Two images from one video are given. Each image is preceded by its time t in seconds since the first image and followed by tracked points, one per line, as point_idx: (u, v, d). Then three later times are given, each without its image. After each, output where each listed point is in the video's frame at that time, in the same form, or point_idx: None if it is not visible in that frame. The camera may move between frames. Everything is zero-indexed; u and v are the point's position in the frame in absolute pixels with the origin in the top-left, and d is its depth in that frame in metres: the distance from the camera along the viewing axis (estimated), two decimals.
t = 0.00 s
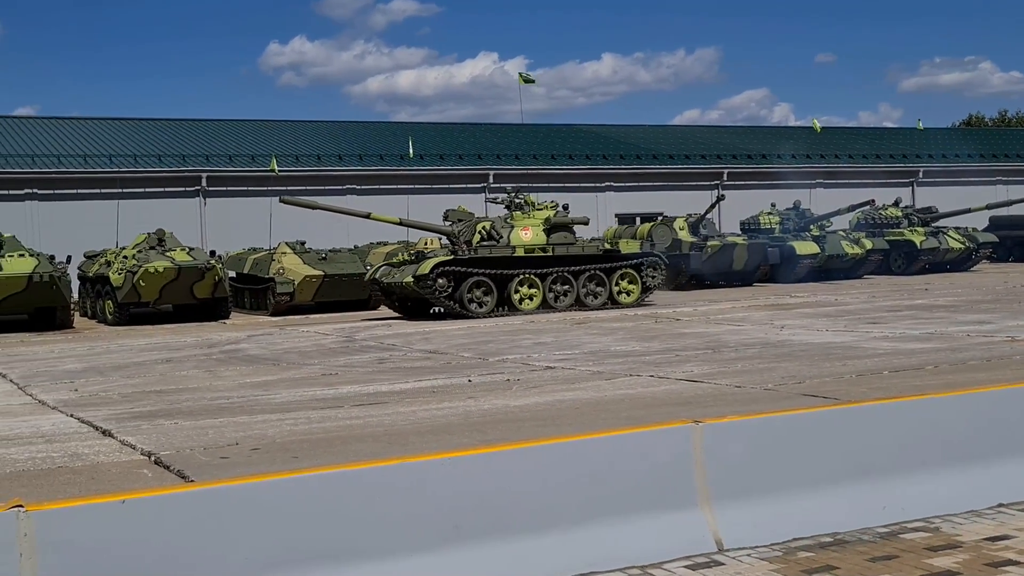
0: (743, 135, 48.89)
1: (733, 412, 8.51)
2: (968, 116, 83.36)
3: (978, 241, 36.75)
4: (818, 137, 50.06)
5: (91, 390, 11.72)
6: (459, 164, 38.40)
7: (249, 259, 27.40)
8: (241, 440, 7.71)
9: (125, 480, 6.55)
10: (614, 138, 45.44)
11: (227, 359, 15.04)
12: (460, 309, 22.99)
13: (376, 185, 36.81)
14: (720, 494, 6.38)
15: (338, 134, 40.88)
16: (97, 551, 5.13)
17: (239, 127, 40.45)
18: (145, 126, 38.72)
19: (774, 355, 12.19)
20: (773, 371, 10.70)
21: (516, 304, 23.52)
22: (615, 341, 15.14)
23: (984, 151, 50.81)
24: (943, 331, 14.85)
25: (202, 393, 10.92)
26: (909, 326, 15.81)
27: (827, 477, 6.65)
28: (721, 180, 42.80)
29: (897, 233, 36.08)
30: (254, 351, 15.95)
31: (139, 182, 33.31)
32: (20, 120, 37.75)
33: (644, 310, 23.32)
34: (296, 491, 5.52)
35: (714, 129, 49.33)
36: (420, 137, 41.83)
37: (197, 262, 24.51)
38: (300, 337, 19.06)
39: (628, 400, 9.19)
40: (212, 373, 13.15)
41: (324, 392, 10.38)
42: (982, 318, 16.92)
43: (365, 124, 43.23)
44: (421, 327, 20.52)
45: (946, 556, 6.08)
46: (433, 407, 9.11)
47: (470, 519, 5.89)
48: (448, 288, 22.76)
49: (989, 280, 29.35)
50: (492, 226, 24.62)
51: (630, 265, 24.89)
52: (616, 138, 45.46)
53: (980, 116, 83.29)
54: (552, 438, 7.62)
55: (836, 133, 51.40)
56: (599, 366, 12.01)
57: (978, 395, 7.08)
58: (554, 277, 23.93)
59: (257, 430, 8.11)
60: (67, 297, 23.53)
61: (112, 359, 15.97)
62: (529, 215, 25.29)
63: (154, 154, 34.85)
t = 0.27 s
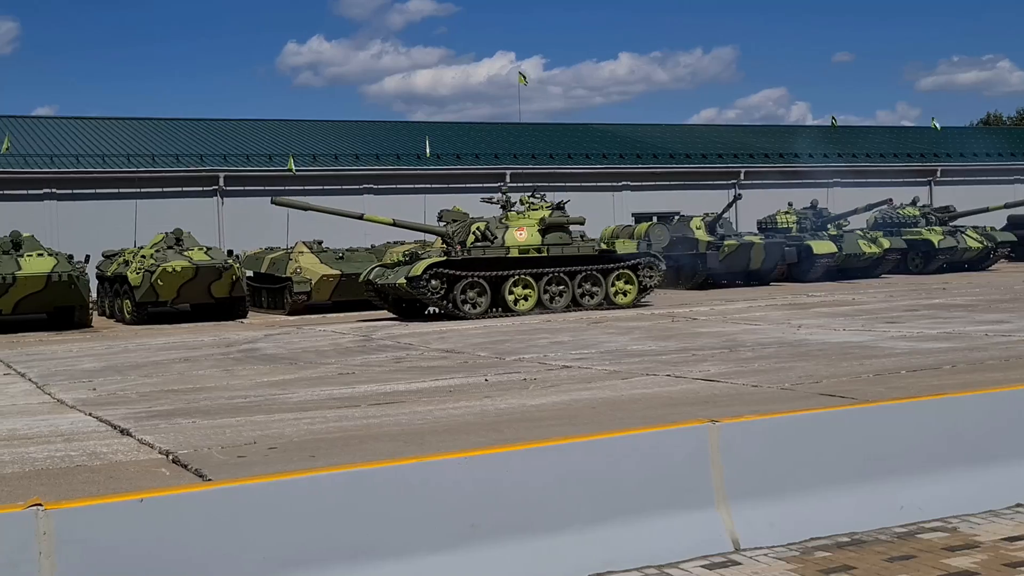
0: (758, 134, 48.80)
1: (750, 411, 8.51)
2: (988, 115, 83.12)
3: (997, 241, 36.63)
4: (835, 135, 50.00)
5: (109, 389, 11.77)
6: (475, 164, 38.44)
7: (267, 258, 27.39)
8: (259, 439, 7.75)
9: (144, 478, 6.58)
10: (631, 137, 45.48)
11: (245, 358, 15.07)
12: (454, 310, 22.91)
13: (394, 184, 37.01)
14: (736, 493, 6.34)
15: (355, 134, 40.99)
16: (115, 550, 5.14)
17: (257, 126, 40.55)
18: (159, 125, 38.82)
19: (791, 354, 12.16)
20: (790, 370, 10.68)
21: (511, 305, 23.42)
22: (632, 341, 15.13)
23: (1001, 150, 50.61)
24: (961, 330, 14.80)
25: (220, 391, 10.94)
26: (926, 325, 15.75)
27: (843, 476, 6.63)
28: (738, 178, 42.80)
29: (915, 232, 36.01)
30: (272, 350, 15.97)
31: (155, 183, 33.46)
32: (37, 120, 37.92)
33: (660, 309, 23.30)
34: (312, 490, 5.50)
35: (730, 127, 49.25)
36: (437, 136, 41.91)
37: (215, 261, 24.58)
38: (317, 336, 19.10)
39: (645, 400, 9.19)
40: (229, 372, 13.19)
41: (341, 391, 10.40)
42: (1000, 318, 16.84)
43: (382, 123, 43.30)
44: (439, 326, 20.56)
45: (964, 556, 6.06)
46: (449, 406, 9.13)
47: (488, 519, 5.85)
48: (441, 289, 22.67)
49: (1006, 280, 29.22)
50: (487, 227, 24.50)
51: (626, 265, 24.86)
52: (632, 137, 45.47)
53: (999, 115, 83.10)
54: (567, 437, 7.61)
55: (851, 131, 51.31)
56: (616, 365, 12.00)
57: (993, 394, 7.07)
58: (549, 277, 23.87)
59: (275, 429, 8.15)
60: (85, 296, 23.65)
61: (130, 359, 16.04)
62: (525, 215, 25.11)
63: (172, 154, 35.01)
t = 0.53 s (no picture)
0: (778, 134, 48.85)
1: (769, 412, 8.52)
2: (1013, 115, 82.76)
3: (1019, 241, 36.47)
4: (856, 135, 49.98)
5: (133, 389, 11.87)
6: (494, 164, 38.57)
7: (287, 258, 27.48)
8: (280, 438, 7.83)
9: (166, 477, 6.66)
10: (652, 137, 45.67)
11: (267, 357, 15.12)
12: (450, 312, 22.87)
13: (415, 183, 37.20)
14: (757, 493, 6.32)
15: (376, 134, 41.25)
16: (136, 551, 5.06)
17: (280, 126, 40.82)
18: (176, 126, 38.98)
19: (812, 354, 12.13)
20: (812, 370, 10.67)
21: (508, 307, 23.33)
22: (654, 341, 15.13)
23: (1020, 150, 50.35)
24: (985, 330, 14.73)
25: (242, 391, 11.02)
26: (949, 325, 15.69)
27: (863, 476, 6.62)
28: (759, 178, 42.86)
29: (937, 231, 35.94)
30: (293, 350, 16.02)
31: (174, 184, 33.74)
32: (60, 120, 38.34)
33: (679, 309, 23.29)
34: (335, 488, 5.43)
35: (750, 128, 49.32)
36: (457, 137, 42.07)
37: (236, 261, 24.67)
38: (338, 336, 19.16)
39: (666, 399, 9.20)
40: (251, 371, 13.26)
41: (362, 391, 10.46)
42: None
43: (403, 124, 43.53)
44: (461, 326, 20.65)
45: (984, 557, 6.05)
46: (470, 406, 9.18)
47: (509, 519, 5.79)
48: (437, 291, 22.62)
49: None
50: (484, 228, 24.41)
51: (626, 265, 24.74)
52: (652, 137, 45.63)
53: None
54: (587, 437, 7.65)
55: (870, 131, 51.29)
56: (637, 365, 12.00)
57: (1013, 395, 7.04)
58: (547, 278, 23.75)
59: (296, 429, 8.23)
60: (107, 296, 23.74)
61: (153, 358, 16.14)
62: (523, 216, 24.98)
63: (194, 154, 35.33)
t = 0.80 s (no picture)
0: (802, 134, 48.80)
1: (792, 412, 8.53)
2: None
3: None
4: (881, 135, 49.89)
5: (160, 388, 12.00)
6: (518, 164, 38.73)
7: (312, 258, 27.59)
8: (305, 438, 7.92)
9: (193, 476, 6.75)
10: (676, 137, 45.83)
11: (292, 357, 15.19)
12: (449, 314, 22.68)
13: (440, 183, 37.39)
14: (781, 494, 6.31)
15: (402, 134, 41.52)
16: (162, 549, 5.08)
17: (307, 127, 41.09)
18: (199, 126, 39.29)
19: (837, 355, 12.07)
20: (837, 371, 10.63)
21: (509, 309, 23.18)
22: (678, 341, 15.10)
23: None
24: (1014, 331, 14.62)
25: (267, 390, 11.11)
26: (977, 326, 15.58)
27: (887, 478, 6.58)
28: (784, 178, 42.84)
29: (962, 231, 35.77)
30: (318, 350, 16.07)
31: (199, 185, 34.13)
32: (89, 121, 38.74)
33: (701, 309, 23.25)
34: (360, 486, 5.44)
35: (775, 128, 49.31)
36: (481, 137, 42.27)
37: (261, 261, 24.80)
38: (363, 335, 19.25)
39: (690, 400, 9.21)
40: (277, 371, 13.34)
41: (387, 390, 10.52)
42: None
43: (428, 124, 43.76)
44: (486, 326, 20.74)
45: (1011, 558, 6.01)
46: (494, 406, 9.23)
47: (534, 518, 5.78)
48: (436, 293, 22.41)
49: None
50: (485, 228, 24.33)
51: (628, 266, 24.57)
52: (677, 137, 45.73)
53: None
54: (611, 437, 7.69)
55: (895, 131, 51.14)
56: (661, 365, 12.00)
57: None
58: (548, 280, 23.53)
59: (321, 428, 8.32)
60: (133, 297, 23.87)
61: (179, 358, 16.28)
62: (524, 217, 24.93)
63: (219, 155, 35.71)
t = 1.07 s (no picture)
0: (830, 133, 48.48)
1: (822, 413, 8.51)
2: None
3: None
4: (912, 134, 49.52)
5: (188, 388, 12.12)
6: (544, 164, 38.79)
7: (340, 258, 27.80)
8: (333, 438, 7.99)
9: (221, 474, 6.86)
10: (702, 137, 45.65)
11: (319, 357, 15.25)
12: (452, 317, 22.34)
13: (467, 183, 37.43)
14: (810, 496, 6.27)
15: (430, 135, 41.68)
16: (193, 547, 5.12)
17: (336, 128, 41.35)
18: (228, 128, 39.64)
19: (866, 356, 11.97)
20: (866, 372, 10.55)
21: (512, 311, 22.85)
22: (705, 342, 15.03)
23: None
24: None
25: (294, 390, 11.20)
26: (1008, 327, 15.42)
27: (918, 479, 6.54)
28: (813, 178, 42.61)
29: (994, 232, 35.53)
30: (345, 350, 16.13)
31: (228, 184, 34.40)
32: (122, 123, 39.16)
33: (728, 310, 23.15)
34: (387, 487, 5.46)
35: (803, 127, 49.05)
36: (508, 137, 42.37)
37: (290, 261, 24.97)
38: (390, 336, 19.32)
39: (717, 401, 9.18)
40: (303, 371, 13.41)
41: (413, 390, 10.58)
42: None
43: (455, 125, 43.93)
44: (513, 327, 20.81)
45: None
46: (521, 406, 9.26)
47: (562, 518, 5.77)
48: (438, 295, 22.06)
49: None
50: (489, 230, 24.17)
51: (634, 268, 24.25)
52: (705, 136, 45.64)
53: None
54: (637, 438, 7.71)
55: (925, 130, 50.70)
56: (688, 365, 11.95)
57: None
58: (552, 282, 23.21)
59: (349, 427, 8.40)
60: (164, 296, 24.05)
61: (207, 357, 16.40)
62: (528, 218, 24.65)
63: (249, 156, 36.04)
